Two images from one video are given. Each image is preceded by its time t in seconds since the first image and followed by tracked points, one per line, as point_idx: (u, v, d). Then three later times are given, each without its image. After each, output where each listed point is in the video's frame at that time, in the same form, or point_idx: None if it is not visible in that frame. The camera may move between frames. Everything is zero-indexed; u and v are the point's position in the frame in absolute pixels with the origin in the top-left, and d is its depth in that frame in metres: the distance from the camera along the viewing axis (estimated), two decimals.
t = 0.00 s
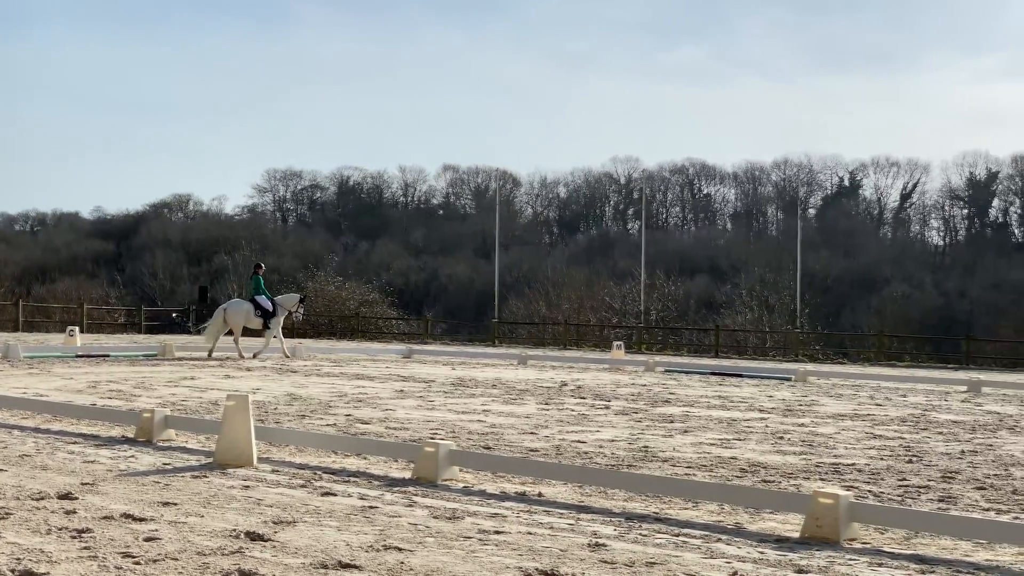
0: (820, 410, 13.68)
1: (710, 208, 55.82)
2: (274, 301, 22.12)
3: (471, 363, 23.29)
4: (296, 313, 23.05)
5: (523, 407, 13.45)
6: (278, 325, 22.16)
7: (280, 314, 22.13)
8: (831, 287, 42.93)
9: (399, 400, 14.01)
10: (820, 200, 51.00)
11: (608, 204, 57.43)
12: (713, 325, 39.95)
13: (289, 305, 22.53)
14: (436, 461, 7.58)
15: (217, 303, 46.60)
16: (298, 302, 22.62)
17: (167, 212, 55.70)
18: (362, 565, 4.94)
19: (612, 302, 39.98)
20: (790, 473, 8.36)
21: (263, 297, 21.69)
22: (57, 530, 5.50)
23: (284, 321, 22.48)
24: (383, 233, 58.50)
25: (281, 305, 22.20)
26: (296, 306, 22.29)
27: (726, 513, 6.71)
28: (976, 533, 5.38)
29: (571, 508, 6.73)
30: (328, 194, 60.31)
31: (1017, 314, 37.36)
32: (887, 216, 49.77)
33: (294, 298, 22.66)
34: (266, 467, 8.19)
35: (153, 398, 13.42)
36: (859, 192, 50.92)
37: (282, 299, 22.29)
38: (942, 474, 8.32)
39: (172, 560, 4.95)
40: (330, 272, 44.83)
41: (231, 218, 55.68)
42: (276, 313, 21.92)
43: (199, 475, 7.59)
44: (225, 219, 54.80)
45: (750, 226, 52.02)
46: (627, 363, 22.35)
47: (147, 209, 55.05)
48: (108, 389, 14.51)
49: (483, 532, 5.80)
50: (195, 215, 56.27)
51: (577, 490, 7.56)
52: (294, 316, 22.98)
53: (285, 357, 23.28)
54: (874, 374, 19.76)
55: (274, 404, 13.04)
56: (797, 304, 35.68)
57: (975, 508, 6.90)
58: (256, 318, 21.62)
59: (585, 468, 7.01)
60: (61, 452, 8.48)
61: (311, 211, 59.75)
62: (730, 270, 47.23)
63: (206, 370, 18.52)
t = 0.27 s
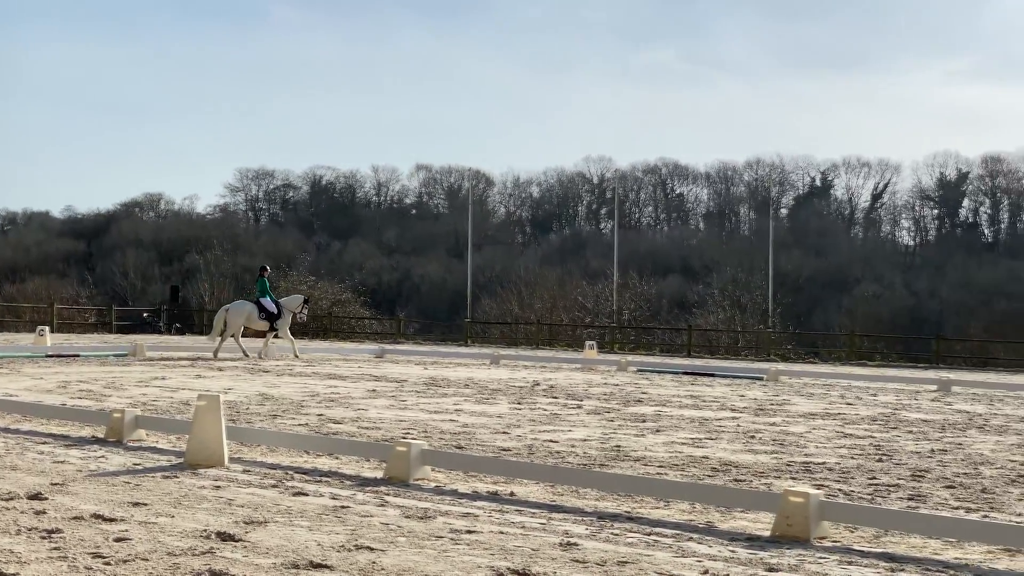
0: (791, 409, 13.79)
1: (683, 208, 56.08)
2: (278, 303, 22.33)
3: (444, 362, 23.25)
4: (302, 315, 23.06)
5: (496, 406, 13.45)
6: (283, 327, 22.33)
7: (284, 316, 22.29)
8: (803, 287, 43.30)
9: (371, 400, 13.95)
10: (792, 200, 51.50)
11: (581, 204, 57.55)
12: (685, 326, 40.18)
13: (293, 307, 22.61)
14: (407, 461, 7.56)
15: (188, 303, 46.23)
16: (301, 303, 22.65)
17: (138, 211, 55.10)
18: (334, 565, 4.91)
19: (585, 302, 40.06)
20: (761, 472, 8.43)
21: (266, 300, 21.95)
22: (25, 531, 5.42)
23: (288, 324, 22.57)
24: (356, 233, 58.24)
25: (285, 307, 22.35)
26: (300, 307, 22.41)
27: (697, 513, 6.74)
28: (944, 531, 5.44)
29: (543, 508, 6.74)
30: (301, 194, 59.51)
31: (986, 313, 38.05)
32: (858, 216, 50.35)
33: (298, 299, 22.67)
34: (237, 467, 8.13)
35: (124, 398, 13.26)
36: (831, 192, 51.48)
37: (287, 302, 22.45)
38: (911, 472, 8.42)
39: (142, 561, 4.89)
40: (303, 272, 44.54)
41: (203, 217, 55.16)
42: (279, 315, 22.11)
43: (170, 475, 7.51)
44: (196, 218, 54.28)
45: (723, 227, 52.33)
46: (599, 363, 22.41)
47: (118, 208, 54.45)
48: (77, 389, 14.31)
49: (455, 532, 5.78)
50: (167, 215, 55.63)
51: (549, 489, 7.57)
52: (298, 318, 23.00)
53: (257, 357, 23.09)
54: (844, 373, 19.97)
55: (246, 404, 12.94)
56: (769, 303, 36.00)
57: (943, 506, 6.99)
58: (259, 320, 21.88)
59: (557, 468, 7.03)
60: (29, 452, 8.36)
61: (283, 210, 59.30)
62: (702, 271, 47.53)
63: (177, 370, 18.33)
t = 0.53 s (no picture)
0: (764, 408, 13.89)
1: (657, 206, 56.33)
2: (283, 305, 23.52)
3: (416, 362, 23.20)
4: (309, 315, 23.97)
5: (471, 405, 13.43)
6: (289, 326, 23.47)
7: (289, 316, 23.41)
8: (775, 285, 43.65)
9: (346, 399, 13.88)
10: (765, 199, 51.89)
11: (555, 203, 57.65)
12: (658, 324, 40.38)
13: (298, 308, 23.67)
14: (382, 460, 7.52)
15: (160, 302, 45.83)
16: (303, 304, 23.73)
17: (109, 209, 54.54)
18: (307, 565, 4.87)
19: (560, 301, 40.14)
20: (734, 469, 8.47)
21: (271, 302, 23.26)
22: None
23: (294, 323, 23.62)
24: (329, 232, 57.97)
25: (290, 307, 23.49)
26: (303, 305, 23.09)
27: (671, 511, 6.76)
28: (915, 529, 5.49)
29: (518, 506, 6.73)
30: (274, 192, 59.07)
31: (956, 313, 38.59)
32: (830, 215, 50.76)
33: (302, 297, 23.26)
34: (211, 466, 8.04)
35: (95, 397, 13.10)
36: (803, 191, 51.91)
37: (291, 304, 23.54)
38: (883, 470, 8.50)
39: (114, 561, 4.83)
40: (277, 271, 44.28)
41: (174, 215, 54.67)
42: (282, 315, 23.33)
43: (142, 475, 7.42)
44: (168, 216, 53.79)
45: (696, 225, 52.64)
46: (573, 362, 22.44)
47: (89, 206, 53.92)
48: (47, 388, 14.12)
49: (429, 531, 5.75)
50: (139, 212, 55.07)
51: (524, 488, 7.56)
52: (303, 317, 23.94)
53: (230, 355, 22.90)
54: (816, 372, 20.16)
55: (219, 403, 12.82)
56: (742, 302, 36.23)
57: (915, 503, 7.06)
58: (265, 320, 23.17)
59: (531, 467, 7.03)
60: None
61: (256, 208, 58.88)
62: (675, 269, 47.80)
63: (149, 369, 18.14)
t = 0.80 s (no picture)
0: (745, 407, 13.96)
1: (639, 206, 56.50)
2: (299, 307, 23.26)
3: (399, 361, 23.17)
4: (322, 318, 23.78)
5: (453, 405, 13.41)
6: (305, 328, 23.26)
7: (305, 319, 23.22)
8: (757, 285, 43.87)
9: (328, 399, 13.84)
10: (747, 198, 52.20)
11: (537, 202, 57.73)
12: (640, 323, 40.47)
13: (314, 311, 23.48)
14: (364, 460, 7.50)
15: (141, 302, 45.53)
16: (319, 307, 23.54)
17: (89, 208, 54.15)
18: (290, 565, 4.85)
19: (542, 301, 40.19)
20: (716, 469, 8.51)
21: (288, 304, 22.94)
22: None
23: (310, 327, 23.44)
24: (311, 231, 57.75)
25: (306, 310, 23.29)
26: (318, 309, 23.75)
27: (653, 510, 6.78)
28: (897, 529, 5.53)
29: (500, 506, 6.73)
30: (256, 192, 58.83)
31: (937, 313, 38.95)
32: (812, 215, 51.08)
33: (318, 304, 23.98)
34: (192, 466, 7.99)
35: (75, 397, 12.99)
36: (784, 191, 52.23)
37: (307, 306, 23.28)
38: (865, 470, 8.56)
39: (95, 561, 4.80)
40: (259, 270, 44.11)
41: (156, 214, 54.30)
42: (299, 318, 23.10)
43: (123, 475, 7.36)
44: (150, 215, 53.43)
45: (678, 225, 52.85)
46: (556, 362, 22.47)
47: (70, 206, 53.55)
48: (27, 388, 13.99)
49: (411, 531, 5.74)
50: (119, 212, 54.66)
51: (506, 488, 7.56)
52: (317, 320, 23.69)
53: (212, 356, 22.76)
54: (797, 372, 20.28)
55: (200, 403, 12.74)
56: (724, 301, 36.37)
57: (896, 503, 7.11)
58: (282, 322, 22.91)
59: (514, 467, 7.03)
60: None
61: (238, 208, 58.56)
62: (657, 269, 47.95)
63: (130, 369, 18.00)
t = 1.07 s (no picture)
0: (729, 407, 13.99)
1: (623, 206, 56.58)
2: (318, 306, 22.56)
3: (383, 361, 23.12)
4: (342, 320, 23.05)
5: (436, 405, 13.39)
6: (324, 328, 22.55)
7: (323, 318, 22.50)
8: (741, 285, 44.00)
9: (311, 399, 13.78)
10: (730, 198, 52.33)
11: (521, 202, 57.77)
12: (624, 323, 40.52)
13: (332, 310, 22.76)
14: (347, 459, 7.47)
15: (123, 301, 45.22)
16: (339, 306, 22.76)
17: (72, 208, 53.74)
18: (271, 565, 4.83)
19: (525, 301, 40.18)
20: (699, 469, 8.53)
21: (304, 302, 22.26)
22: None
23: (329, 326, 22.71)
24: (295, 230, 57.50)
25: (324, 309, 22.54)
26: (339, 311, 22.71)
27: (636, 510, 6.79)
28: (879, 528, 5.57)
29: (483, 506, 6.72)
30: (240, 191, 58.65)
31: (920, 313, 39.21)
32: (795, 215, 51.28)
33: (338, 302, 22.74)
34: (175, 466, 7.94)
35: (57, 397, 12.86)
36: (768, 191, 52.40)
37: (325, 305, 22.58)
38: (847, 469, 8.60)
39: (77, 562, 4.75)
40: (243, 270, 43.91)
41: (139, 214, 53.94)
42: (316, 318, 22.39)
43: (105, 475, 7.30)
44: (133, 215, 53.08)
45: (662, 224, 52.98)
46: (539, 361, 22.46)
47: (52, 206, 53.13)
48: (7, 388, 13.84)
49: (394, 531, 5.73)
50: (102, 211, 54.23)
51: (489, 488, 7.55)
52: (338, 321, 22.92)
53: (194, 355, 22.62)
54: (781, 371, 20.35)
55: (182, 403, 12.64)
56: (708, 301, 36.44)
57: (878, 502, 7.16)
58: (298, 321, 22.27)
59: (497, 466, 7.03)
60: None
61: (221, 207, 58.24)
62: (641, 268, 48.04)
63: (113, 368, 17.84)
